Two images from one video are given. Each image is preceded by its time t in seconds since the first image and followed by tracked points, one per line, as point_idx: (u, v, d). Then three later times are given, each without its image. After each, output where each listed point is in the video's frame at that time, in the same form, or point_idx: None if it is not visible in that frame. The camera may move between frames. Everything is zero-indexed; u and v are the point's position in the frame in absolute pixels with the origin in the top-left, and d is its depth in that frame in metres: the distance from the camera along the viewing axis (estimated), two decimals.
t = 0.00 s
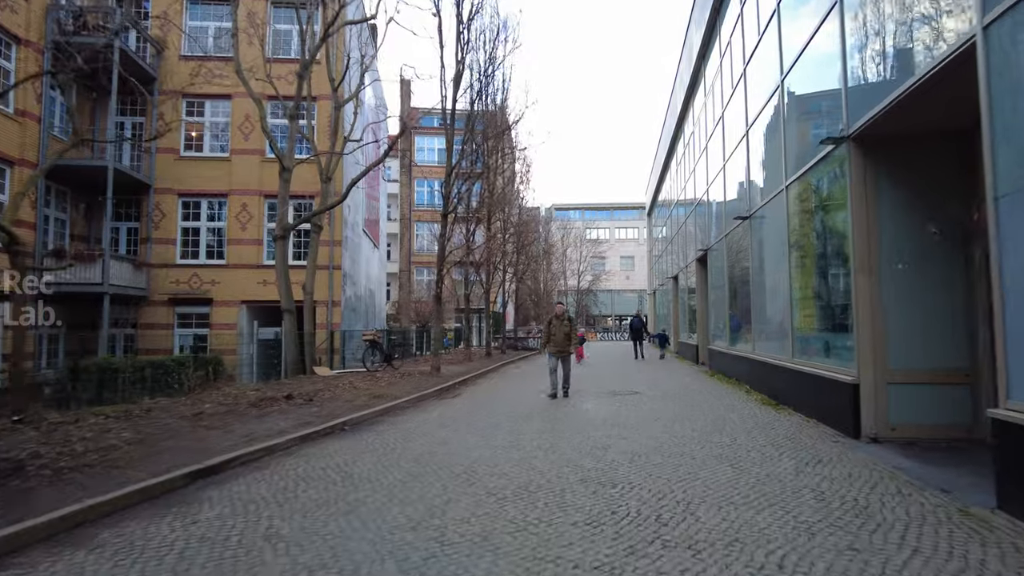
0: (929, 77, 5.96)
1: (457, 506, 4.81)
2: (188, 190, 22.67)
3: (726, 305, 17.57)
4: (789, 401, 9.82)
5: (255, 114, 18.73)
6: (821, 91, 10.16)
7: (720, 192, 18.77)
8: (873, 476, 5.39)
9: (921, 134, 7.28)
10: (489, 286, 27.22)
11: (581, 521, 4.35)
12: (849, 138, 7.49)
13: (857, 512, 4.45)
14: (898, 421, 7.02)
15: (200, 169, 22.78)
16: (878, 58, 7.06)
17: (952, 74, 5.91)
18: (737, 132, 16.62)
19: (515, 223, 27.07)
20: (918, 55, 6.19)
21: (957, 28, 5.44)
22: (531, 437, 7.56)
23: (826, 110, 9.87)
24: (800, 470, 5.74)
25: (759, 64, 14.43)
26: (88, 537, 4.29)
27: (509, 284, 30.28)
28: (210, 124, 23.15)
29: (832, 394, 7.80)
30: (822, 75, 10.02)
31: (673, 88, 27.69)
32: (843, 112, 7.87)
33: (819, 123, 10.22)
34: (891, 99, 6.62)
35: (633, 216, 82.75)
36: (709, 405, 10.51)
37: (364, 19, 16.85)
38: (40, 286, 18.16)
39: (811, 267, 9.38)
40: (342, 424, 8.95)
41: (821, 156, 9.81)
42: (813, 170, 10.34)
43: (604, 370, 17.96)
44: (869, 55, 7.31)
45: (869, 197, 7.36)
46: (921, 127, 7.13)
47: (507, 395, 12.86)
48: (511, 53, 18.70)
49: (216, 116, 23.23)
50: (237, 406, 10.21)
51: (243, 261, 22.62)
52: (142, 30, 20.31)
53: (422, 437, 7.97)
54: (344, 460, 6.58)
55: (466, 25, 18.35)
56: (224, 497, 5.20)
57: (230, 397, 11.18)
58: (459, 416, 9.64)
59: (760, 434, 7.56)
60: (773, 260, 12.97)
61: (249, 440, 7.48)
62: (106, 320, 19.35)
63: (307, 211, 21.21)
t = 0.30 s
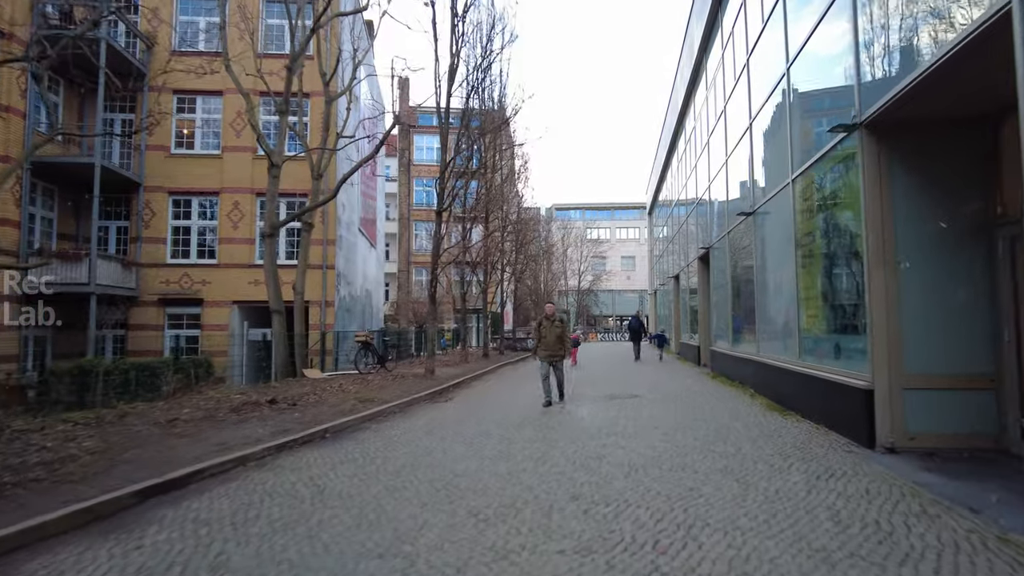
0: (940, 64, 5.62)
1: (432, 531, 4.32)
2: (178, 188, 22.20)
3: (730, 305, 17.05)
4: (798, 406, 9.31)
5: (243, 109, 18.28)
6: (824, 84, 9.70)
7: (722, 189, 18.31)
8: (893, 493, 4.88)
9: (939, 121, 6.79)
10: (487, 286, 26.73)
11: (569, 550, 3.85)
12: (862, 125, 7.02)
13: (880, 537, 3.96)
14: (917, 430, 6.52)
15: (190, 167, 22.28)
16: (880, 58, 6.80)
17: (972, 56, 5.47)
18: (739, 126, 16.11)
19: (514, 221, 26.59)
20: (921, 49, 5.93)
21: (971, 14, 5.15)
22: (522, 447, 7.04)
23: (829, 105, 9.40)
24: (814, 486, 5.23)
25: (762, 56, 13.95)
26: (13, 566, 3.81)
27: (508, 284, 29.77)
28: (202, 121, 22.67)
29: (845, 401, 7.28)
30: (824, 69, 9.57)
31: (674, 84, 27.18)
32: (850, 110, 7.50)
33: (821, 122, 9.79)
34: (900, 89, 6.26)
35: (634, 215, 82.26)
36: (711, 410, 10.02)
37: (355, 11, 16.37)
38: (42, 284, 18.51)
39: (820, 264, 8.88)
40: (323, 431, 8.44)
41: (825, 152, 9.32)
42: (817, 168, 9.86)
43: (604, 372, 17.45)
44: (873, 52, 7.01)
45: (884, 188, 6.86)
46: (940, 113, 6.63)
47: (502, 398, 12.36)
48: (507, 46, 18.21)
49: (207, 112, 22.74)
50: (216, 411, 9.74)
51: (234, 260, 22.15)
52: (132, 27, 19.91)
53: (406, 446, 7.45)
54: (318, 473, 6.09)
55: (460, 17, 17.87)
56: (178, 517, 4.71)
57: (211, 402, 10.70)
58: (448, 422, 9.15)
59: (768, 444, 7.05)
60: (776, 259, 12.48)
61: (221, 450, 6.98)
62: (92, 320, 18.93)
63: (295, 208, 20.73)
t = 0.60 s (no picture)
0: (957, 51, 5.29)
1: (408, 553, 3.83)
2: (170, 184, 21.74)
3: (734, 303, 16.54)
4: (809, 409, 8.80)
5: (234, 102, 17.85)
6: (829, 74, 9.25)
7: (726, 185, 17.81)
8: (926, 509, 4.39)
9: (966, 102, 6.29)
10: (485, 284, 26.25)
11: None
12: (879, 111, 6.57)
13: (916, 562, 3.47)
14: (943, 436, 6.02)
15: (182, 163, 21.84)
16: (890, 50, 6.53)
17: (999, 33, 5.05)
18: (743, 118, 15.62)
19: (513, 217, 26.13)
20: (932, 43, 5.66)
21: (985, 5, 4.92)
22: (515, 454, 6.56)
23: (833, 97, 8.97)
24: (834, 500, 4.74)
25: (767, 45, 13.47)
26: None
27: (507, 282, 29.26)
28: (194, 116, 22.21)
29: (862, 405, 6.78)
30: (828, 58, 9.12)
31: (676, 77, 26.66)
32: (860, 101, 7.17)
33: (825, 115, 9.34)
34: (916, 77, 5.90)
35: (636, 214, 81.73)
36: (717, 413, 9.53)
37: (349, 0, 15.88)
38: (42, 284, 18.02)
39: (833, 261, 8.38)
40: (305, 436, 7.97)
41: (830, 145, 8.86)
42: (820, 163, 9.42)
43: (605, 373, 16.95)
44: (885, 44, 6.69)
45: (906, 174, 6.35)
46: (966, 95, 6.15)
47: (498, 400, 11.88)
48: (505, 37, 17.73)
49: (200, 107, 22.27)
50: (197, 415, 9.27)
51: (227, 258, 21.70)
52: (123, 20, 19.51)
53: (391, 453, 6.98)
54: (292, 484, 5.61)
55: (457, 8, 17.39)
56: (128, 537, 4.23)
57: (193, 404, 10.24)
58: (438, 425, 8.68)
59: (781, 451, 6.56)
60: (782, 256, 12.00)
61: (192, 456, 6.51)
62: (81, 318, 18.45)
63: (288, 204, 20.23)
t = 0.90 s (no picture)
0: (982, 37, 4.86)
1: None
2: (162, 183, 21.33)
3: (739, 303, 16.06)
4: (820, 419, 8.32)
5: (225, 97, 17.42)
6: (832, 71, 8.84)
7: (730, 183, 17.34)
8: (956, 539, 3.93)
9: (992, 90, 5.82)
10: (484, 285, 25.77)
11: None
12: (896, 101, 6.11)
13: None
14: (967, 451, 5.55)
15: (174, 161, 21.42)
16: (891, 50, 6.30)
17: None
18: (748, 114, 15.12)
19: (512, 216, 25.66)
20: (942, 38, 5.38)
21: None
22: (506, 470, 6.10)
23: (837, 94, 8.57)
24: (852, 525, 4.29)
25: (772, 36, 12.99)
26: None
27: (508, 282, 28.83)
28: (187, 113, 21.77)
29: (881, 417, 6.29)
30: (834, 48, 8.69)
31: (680, 73, 26.16)
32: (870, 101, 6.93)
33: (829, 112, 8.94)
34: (936, 65, 5.46)
35: (638, 214, 81.19)
36: (721, 421, 9.06)
37: None
38: (42, 284, 17.72)
39: (844, 263, 7.92)
40: (285, 447, 7.53)
41: (837, 143, 8.42)
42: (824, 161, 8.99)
43: (605, 376, 16.52)
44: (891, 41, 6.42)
45: (927, 168, 5.87)
46: (993, 82, 5.68)
47: (494, 406, 11.45)
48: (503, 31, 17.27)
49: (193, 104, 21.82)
50: (176, 422, 8.85)
51: (220, 258, 21.29)
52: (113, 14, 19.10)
53: (373, 467, 6.52)
54: (261, 505, 5.17)
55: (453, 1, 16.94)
56: (66, 570, 3.80)
57: (174, 410, 9.82)
58: (428, 435, 8.22)
59: (791, 465, 6.10)
60: (788, 256, 11.52)
61: (160, 471, 6.08)
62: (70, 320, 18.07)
63: (273, 203, 19.84)
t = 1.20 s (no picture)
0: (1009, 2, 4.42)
1: None
2: (151, 179, 20.88)
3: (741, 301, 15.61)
4: (829, 422, 7.85)
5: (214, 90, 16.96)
6: (833, 68, 8.51)
7: (732, 179, 16.87)
8: (990, 560, 3.47)
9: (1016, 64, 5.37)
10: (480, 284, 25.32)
11: None
12: (912, 78, 5.66)
13: None
14: (992, 457, 5.10)
15: (163, 157, 20.97)
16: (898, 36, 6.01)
17: None
18: (750, 105, 14.65)
19: (509, 214, 25.19)
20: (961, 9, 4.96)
21: None
22: (490, 477, 5.65)
23: (838, 90, 8.23)
24: (871, 541, 3.83)
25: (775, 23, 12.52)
26: None
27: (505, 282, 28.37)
28: (177, 108, 21.29)
29: (897, 419, 5.82)
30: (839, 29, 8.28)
31: (680, 67, 25.66)
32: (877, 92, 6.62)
33: (830, 109, 8.56)
34: (956, 37, 5.02)
35: (638, 214, 80.71)
36: (723, 423, 8.59)
37: None
38: (42, 284, 17.53)
39: (852, 256, 7.45)
40: (258, 451, 7.07)
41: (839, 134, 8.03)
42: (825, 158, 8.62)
43: (603, 376, 16.06)
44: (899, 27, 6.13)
45: (947, 148, 5.41)
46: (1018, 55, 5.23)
47: (485, 407, 10.99)
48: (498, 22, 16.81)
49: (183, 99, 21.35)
50: (147, 425, 8.39)
51: (210, 256, 20.83)
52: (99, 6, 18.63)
53: (348, 474, 6.08)
54: (220, 516, 4.72)
55: None
56: None
57: (149, 412, 9.36)
58: (413, 439, 7.75)
59: (799, 472, 5.64)
60: (790, 252, 11.11)
61: (117, 478, 5.61)
62: (55, 319, 17.63)
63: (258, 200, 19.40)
